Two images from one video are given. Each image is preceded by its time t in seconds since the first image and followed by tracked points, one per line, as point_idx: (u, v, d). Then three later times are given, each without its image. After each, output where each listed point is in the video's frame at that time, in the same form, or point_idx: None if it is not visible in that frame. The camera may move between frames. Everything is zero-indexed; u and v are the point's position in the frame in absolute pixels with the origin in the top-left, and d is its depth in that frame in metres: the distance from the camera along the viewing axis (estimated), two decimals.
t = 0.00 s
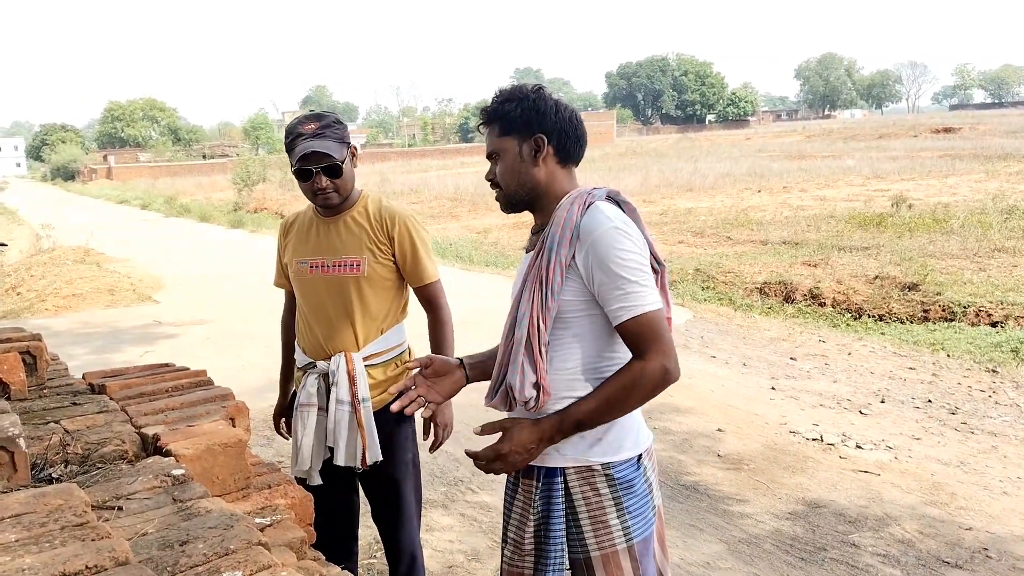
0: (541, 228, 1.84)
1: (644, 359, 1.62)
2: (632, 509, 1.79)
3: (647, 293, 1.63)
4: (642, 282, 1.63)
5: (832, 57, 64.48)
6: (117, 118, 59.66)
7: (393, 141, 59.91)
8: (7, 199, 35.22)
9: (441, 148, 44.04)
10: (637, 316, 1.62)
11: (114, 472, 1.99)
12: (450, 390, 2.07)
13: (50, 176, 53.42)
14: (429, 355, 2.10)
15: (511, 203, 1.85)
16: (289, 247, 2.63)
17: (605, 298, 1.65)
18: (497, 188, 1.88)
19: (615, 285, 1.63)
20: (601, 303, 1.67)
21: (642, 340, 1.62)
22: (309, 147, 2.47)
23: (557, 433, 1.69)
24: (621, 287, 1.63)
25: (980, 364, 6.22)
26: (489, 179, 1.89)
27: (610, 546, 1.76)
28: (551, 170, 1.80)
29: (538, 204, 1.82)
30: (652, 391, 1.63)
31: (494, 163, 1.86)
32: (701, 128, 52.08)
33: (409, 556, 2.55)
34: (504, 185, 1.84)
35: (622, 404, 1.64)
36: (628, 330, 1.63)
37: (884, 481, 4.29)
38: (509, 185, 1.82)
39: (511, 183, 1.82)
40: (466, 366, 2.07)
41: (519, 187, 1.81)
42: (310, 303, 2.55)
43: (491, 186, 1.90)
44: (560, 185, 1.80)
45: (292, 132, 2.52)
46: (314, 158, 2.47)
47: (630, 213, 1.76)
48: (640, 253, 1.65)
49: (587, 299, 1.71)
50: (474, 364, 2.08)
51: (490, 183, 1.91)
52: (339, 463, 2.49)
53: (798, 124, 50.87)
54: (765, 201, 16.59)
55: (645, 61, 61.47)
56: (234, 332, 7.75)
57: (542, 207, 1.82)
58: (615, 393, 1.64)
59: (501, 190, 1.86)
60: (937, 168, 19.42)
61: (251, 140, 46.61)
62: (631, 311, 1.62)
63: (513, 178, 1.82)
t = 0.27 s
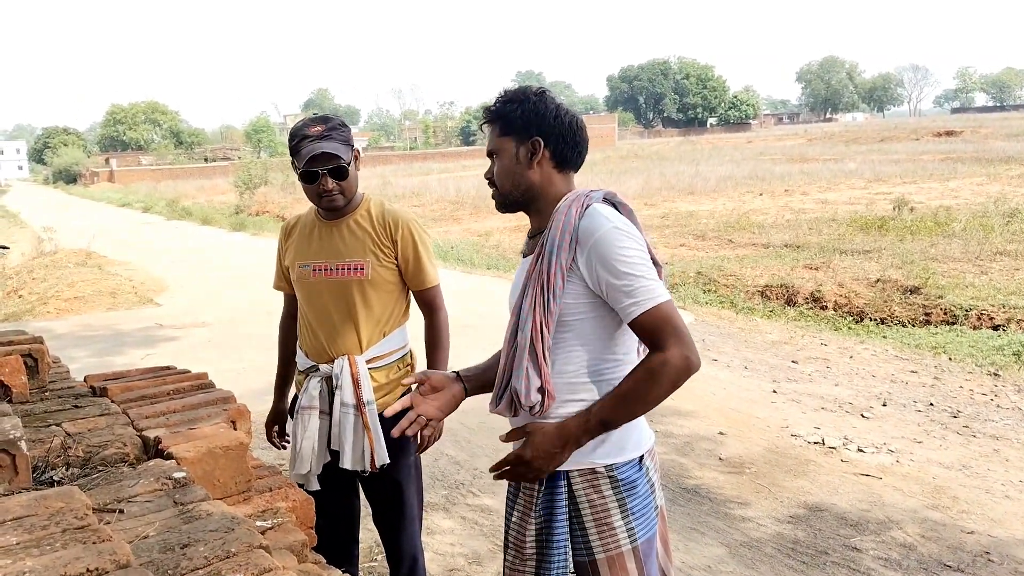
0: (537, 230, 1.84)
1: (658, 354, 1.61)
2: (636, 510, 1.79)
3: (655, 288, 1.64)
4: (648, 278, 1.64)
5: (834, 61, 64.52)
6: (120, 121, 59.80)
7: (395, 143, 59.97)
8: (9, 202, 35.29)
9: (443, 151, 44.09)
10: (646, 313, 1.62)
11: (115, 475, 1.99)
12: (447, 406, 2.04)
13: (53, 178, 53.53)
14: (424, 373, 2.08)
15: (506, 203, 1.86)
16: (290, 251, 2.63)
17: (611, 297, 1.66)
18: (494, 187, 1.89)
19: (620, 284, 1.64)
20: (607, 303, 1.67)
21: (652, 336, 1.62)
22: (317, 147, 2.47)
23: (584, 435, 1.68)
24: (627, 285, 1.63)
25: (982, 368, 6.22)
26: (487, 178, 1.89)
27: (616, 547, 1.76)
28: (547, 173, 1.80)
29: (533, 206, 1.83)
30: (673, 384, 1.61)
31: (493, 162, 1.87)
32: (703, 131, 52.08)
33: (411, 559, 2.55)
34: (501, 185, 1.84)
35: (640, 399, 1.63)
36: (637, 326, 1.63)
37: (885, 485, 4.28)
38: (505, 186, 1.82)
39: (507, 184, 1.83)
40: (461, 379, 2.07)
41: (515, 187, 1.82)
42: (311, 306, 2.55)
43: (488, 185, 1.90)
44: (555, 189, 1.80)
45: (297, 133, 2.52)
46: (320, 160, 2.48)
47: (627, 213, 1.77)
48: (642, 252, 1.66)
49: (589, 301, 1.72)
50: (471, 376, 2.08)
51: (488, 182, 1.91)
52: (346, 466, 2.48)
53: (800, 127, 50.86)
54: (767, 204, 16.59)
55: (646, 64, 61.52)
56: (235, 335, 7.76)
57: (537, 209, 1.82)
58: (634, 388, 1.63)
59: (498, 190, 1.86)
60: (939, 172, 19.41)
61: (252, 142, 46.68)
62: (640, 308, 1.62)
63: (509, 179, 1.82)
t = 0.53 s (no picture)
0: (541, 226, 1.84)
1: (644, 361, 1.60)
2: (633, 511, 1.78)
3: (648, 294, 1.62)
4: (641, 284, 1.62)
5: (834, 58, 64.45)
6: (120, 121, 59.78)
7: (395, 142, 59.94)
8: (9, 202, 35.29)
9: (443, 150, 44.06)
10: (636, 317, 1.61)
11: (117, 474, 1.99)
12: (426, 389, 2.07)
13: (53, 178, 53.52)
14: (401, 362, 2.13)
15: (511, 193, 1.86)
16: (290, 249, 2.62)
17: (603, 300, 1.65)
18: (502, 177, 1.89)
19: (612, 287, 1.63)
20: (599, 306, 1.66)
21: (640, 342, 1.61)
22: (329, 141, 2.47)
23: (561, 434, 1.71)
24: (618, 289, 1.62)
25: (983, 364, 6.21)
26: (497, 165, 1.90)
27: (611, 547, 1.76)
28: (552, 169, 1.79)
29: (537, 200, 1.83)
30: (657, 393, 1.60)
31: (503, 150, 1.87)
32: (703, 128, 52.00)
33: (413, 558, 2.56)
34: (507, 174, 1.85)
35: (622, 405, 1.62)
36: (627, 332, 1.62)
37: (887, 482, 4.28)
38: (511, 178, 1.83)
39: (513, 176, 1.83)
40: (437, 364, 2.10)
41: (520, 179, 1.82)
42: (310, 303, 2.56)
43: (498, 172, 1.91)
44: (559, 185, 1.80)
45: (309, 123, 2.51)
46: (333, 151, 2.48)
47: (630, 216, 1.75)
48: (639, 258, 1.65)
49: (582, 303, 1.71)
50: (449, 364, 2.10)
51: (498, 170, 1.92)
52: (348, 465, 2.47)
53: (801, 124, 50.79)
54: (768, 201, 16.58)
55: (646, 61, 61.43)
56: (236, 334, 7.76)
57: (540, 203, 1.83)
58: (618, 392, 1.62)
59: (504, 178, 1.87)
60: (939, 168, 19.39)
61: (252, 141, 46.62)
62: (629, 314, 1.61)
63: (516, 171, 1.83)
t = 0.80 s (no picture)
0: (544, 228, 1.84)
1: (632, 373, 1.60)
2: (626, 517, 1.78)
3: (642, 304, 1.62)
4: (636, 293, 1.62)
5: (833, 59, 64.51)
6: (119, 123, 59.79)
7: (395, 144, 59.95)
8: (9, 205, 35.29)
9: (442, 152, 44.08)
10: (630, 327, 1.61)
11: (117, 477, 1.99)
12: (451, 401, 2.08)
13: (52, 180, 53.52)
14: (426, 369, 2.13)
15: (517, 194, 1.86)
16: (290, 251, 2.61)
17: (598, 306, 1.65)
18: (507, 178, 1.88)
19: (607, 294, 1.63)
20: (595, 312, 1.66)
21: (630, 352, 1.61)
22: (334, 140, 2.48)
23: (539, 443, 1.72)
24: (613, 297, 1.62)
25: (983, 365, 6.22)
26: (502, 166, 1.89)
27: (604, 552, 1.76)
28: (559, 171, 1.79)
29: (543, 202, 1.83)
30: (639, 406, 1.61)
31: (509, 151, 1.86)
32: (702, 129, 52.03)
33: (413, 560, 2.56)
34: (514, 176, 1.84)
35: (605, 416, 1.63)
36: (619, 340, 1.62)
37: (888, 483, 4.28)
38: (518, 178, 1.82)
39: (521, 176, 1.83)
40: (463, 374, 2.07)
41: (527, 181, 1.82)
42: (311, 304, 2.55)
43: (503, 173, 1.90)
44: (566, 188, 1.80)
45: (315, 124, 2.52)
46: (337, 152, 2.49)
47: (631, 222, 1.75)
48: (636, 266, 1.64)
49: (580, 308, 1.71)
50: (472, 372, 2.07)
51: (502, 170, 1.91)
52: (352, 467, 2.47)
53: (800, 125, 50.80)
54: (767, 203, 16.59)
55: (645, 63, 61.48)
56: (236, 336, 7.76)
57: (546, 206, 1.83)
58: (600, 402, 1.63)
59: (510, 180, 1.86)
60: (938, 169, 19.41)
61: (252, 143, 46.62)
62: (621, 323, 1.61)
63: (523, 172, 1.82)
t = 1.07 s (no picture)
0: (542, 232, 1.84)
1: (628, 372, 1.60)
2: (631, 519, 1.78)
3: (640, 303, 1.62)
4: (634, 291, 1.62)
5: (834, 59, 64.48)
6: (121, 125, 59.88)
7: (395, 146, 59.97)
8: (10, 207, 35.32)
9: (443, 152, 44.10)
10: (627, 325, 1.61)
11: (119, 479, 1.99)
12: (442, 366, 2.18)
13: (54, 182, 53.59)
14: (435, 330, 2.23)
15: (514, 203, 1.86)
16: (291, 253, 2.62)
17: (597, 306, 1.65)
18: (503, 187, 1.89)
19: (606, 292, 1.63)
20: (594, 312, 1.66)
21: (627, 351, 1.61)
22: (332, 141, 2.48)
23: (529, 428, 1.70)
24: (611, 296, 1.62)
25: (985, 364, 6.21)
26: (497, 175, 1.90)
27: (608, 554, 1.77)
28: (553, 176, 1.80)
29: (541, 207, 1.83)
30: (633, 405, 1.61)
31: (502, 161, 1.87)
32: (703, 129, 52.02)
33: (416, 561, 2.56)
34: (509, 185, 1.85)
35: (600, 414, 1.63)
36: (617, 339, 1.62)
37: (889, 482, 4.28)
38: (514, 187, 1.83)
39: (516, 185, 1.83)
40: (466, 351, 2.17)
41: (522, 188, 1.82)
42: (313, 309, 2.55)
43: (499, 182, 1.91)
44: (561, 190, 1.80)
45: (314, 125, 2.52)
46: (335, 152, 2.49)
47: (630, 220, 1.76)
48: (634, 264, 1.64)
49: (581, 309, 1.71)
50: (474, 347, 2.17)
51: (498, 181, 1.92)
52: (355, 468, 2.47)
53: (801, 125, 50.78)
54: (768, 203, 16.59)
55: (646, 63, 61.49)
56: (238, 338, 7.76)
57: (544, 211, 1.83)
58: (593, 401, 1.63)
59: (506, 189, 1.87)
60: (939, 168, 19.41)
61: (253, 145, 46.64)
62: (617, 324, 1.61)
63: (518, 180, 1.82)
